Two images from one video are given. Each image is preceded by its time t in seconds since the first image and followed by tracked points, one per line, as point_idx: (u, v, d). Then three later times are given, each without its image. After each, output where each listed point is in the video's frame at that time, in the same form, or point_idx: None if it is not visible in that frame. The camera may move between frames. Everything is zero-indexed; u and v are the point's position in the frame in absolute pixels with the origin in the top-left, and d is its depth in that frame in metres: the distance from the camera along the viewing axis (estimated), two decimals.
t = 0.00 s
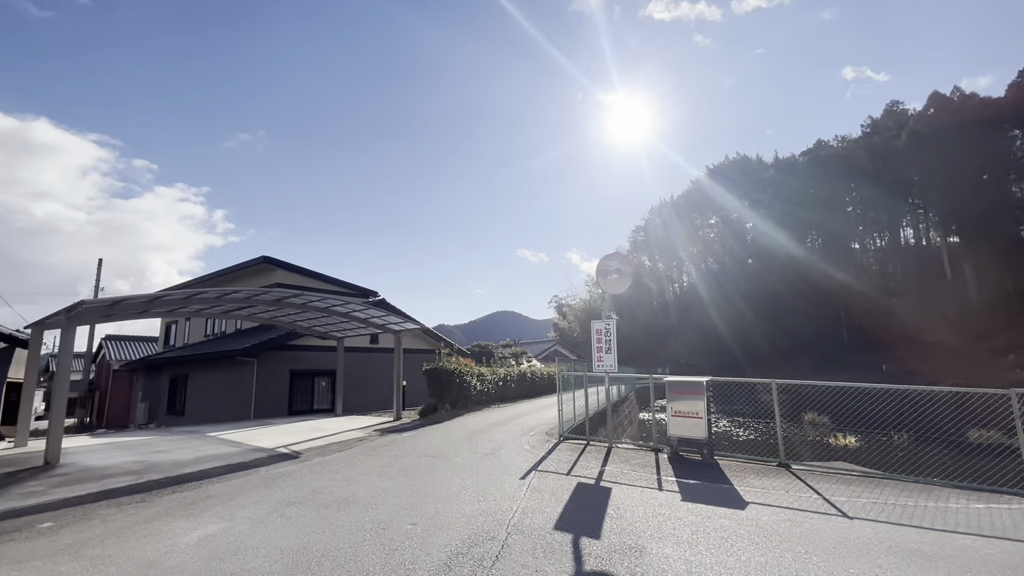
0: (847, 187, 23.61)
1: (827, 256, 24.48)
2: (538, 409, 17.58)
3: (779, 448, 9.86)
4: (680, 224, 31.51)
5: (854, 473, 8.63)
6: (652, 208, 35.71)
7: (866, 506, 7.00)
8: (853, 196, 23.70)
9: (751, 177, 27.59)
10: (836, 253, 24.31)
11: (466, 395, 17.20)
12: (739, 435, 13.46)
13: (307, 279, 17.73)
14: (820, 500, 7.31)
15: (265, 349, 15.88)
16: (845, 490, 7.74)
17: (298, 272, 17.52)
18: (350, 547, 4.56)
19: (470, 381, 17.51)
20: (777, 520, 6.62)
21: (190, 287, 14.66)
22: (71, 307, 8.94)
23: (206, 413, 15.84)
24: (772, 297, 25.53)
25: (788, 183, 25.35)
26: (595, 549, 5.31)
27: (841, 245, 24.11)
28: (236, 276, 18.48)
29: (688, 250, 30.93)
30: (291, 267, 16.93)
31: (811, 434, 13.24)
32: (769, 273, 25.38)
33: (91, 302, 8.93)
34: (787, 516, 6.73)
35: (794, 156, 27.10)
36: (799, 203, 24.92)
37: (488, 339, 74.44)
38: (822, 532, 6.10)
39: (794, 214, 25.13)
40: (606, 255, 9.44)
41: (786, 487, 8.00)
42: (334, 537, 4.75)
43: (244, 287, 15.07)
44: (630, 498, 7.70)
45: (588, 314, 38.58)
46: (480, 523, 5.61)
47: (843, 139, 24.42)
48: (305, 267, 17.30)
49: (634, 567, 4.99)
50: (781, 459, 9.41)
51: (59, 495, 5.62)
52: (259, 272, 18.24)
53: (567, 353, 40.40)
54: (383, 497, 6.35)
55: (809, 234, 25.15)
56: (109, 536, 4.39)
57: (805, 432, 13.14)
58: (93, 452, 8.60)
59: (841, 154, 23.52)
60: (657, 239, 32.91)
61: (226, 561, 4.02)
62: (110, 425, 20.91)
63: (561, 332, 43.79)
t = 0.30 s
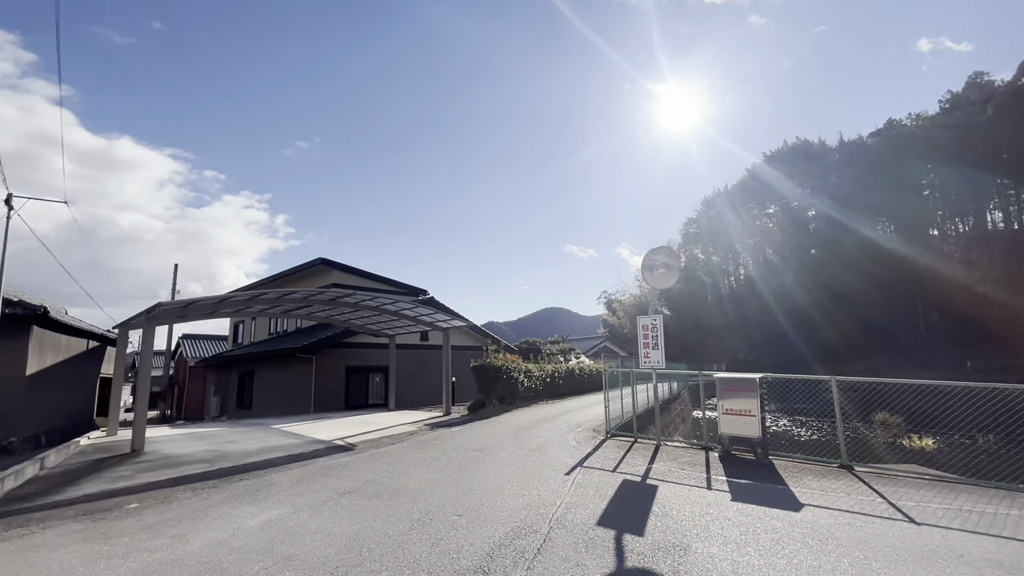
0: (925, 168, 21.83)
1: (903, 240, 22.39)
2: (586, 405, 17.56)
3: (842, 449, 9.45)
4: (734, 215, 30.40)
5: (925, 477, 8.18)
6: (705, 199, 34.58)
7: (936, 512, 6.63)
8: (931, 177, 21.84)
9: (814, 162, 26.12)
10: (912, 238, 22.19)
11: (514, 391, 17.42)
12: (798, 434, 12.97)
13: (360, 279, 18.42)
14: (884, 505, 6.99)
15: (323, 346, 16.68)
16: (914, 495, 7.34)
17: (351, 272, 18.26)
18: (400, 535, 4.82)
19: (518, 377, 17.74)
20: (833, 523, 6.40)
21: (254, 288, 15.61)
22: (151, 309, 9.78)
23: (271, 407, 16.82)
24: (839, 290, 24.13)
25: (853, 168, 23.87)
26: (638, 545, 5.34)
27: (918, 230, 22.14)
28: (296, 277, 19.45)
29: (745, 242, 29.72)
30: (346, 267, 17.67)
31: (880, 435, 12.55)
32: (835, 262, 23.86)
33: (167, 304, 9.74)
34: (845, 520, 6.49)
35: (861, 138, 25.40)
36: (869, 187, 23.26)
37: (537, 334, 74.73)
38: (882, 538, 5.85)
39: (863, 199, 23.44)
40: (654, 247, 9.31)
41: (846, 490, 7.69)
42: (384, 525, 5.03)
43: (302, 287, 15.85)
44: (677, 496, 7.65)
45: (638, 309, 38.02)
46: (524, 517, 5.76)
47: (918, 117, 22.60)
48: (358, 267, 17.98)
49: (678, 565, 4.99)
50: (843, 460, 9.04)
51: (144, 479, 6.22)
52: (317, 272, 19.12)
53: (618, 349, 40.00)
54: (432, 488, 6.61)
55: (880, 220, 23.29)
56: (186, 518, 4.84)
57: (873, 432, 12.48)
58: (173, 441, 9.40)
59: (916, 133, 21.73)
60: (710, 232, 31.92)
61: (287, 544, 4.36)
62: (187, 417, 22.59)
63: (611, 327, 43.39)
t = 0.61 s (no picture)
0: (1008, 146, 20.00)
1: (982, 225, 20.46)
2: (634, 402, 17.38)
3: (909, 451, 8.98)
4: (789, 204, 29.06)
5: (1005, 482, 7.66)
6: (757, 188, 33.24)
7: (1015, 519, 6.22)
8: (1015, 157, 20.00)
9: (879, 145, 24.52)
10: (993, 222, 20.30)
11: (559, 387, 17.45)
12: (859, 435, 12.39)
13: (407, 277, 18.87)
14: (956, 510, 6.62)
15: (373, 343, 17.27)
16: (991, 501, 6.89)
17: (400, 271, 18.79)
18: (449, 526, 5.02)
19: (564, 373, 17.78)
20: (896, 527, 6.13)
21: (309, 288, 16.35)
22: (217, 309, 10.47)
23: (326, 401, 17.61)
24: (908, 282, 22.64)
25: (922, 150, 22.36)
26: (685, 543, 5.32)
27: (1002, 212, 20.13)
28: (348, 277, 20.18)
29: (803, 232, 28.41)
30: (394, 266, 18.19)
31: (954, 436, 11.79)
32: (904, 251, 22.36)
33: (231, 304, 10.39)
34: (910, 524, 6.21)
35: (933, 116, 23.61)
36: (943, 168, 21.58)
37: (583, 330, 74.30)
38: (950, 544, 5.57)
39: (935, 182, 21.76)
40: (702, 241, 9.16)
41: (913, 494, 7.32)
42: (434, 516, 5.23)
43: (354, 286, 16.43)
44: (726, 495, 7.53)
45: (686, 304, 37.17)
46: (570, 511, 5.83)
47: (999, 91, 20.72)
48: (405, 266, 18.45)
49: (726, 564, 4.94)
50: (910, 462, 8.58)
51: (215, 467, 6.72)
52: (366, 272, 19.77)
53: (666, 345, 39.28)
54: (479, 482, 6.79)
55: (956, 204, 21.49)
56: (253, 503, 5.22)
57: (946, 433, 11.74)
58: (239, 432, 10.04)
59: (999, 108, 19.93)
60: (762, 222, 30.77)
61: (344, 530, 4.63)
62: (250, 410, 23.92)
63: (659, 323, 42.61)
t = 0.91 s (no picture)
0: None
1: None
2: (677, 398, 17.13)
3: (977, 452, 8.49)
4: (841, 191, 27.68)
5: None
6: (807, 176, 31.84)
7: None
8: None
9: (944, 124, 22.96)
10: None
11: (601, 383, 17.40)
12: (921, 434, 11.80)
13: (449, 275, 19.20)
14: None
15: (417, 340, 17.68)
16: None
17: (441, 268, 19.13)
18: (493, 516, 5.16)
19: (605, 370, 17.68)
20: (961, 531, 5.86)
21: (356, 286, 16.87)
22: (271, 308, 11.00)
23: (373, 396, 18.18)
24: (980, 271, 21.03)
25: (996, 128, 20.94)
26: (730, 540, 5.26)
27: None
28: (391, 276, 20.70)
29: (859, 220, 26.99)
30: (436, 264, 18.54)
31: None
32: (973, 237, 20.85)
33: (284, 303, 10.89)
34: (976, 528, 5.91)
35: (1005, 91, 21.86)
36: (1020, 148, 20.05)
37: (624, 326, 73.47)
38: (1021, 550, 5.27)
39: (1010, 162, 20.12)
40: (748, 234, 8.98)
41: (979, 497, 6.96)
42: (478, 507, 5.40)
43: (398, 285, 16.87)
44: (774, 493, 7.38)
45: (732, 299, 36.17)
46: (612, 506, 5.88)
47: None
48: (447, 264, 18.79)
49: (774, 562, 4.87)
50: (978, 464, 8.13)
51: (274, 457, 7.13)
52: (409, 270, 20.22)
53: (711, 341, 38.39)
54: (523, 475, 6.92)
55: None
56: (309, 491, 5.52)
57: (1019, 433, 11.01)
58: (294, 425, 10.55)
59: None
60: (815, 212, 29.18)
61: (393, 518, 4.83)
62: (302, 405, 24.91)
63: (703, 318, 41.67)
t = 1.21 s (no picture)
0: None
1: None
2: (716, 394, 16.83)
3: None
4: (892, 176, 25.98)
5: None
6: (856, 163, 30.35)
7: None
8: None
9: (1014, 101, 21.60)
10: None
11: (637, 378, 17.28)
12: (979, 433, 11.22)
13: (484, 272, 19.40)
14: None
15: (452, 335, 17.97)
16: None
17: (476, 265, 19.36)
18: (530, 507, 5.28)
19: (641, 365, 17.55)
20: (1018, 532, 5.61)
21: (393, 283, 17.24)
22: (314, 305, 11.43)
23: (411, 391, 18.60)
24: None
25: None
26: (769, 535, 5.21)
27: None
28: (427, 273, 21.07)
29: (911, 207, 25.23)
30: (471, 261, 18.77)
31: None
32: None
33: (325, 300, 11.30)
34: None
35: None
36: None
37: (661, 322, 72.35)
38: None
39: None
40: (790, 225, 8.78)
41: None
42: (515, 498, 5.52)
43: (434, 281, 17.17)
44: (817, 490, 7.24)
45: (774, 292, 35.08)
46: (648, 499, 5.90)
47: None
48: (482, 261, 19.00)
49: (815, 558, 4.79)
50: None
51: (319, 447, 7.45)
52: (444, 267, 20.53)
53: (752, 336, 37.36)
54: (558, 468, 7.00)
55: None
56: (354, 480, 5.77)
57: None
58: (336, 418, 10.95)
59: None
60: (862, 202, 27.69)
61: (433, 507, 5.01)
62: (343, 399, 25.68)
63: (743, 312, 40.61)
